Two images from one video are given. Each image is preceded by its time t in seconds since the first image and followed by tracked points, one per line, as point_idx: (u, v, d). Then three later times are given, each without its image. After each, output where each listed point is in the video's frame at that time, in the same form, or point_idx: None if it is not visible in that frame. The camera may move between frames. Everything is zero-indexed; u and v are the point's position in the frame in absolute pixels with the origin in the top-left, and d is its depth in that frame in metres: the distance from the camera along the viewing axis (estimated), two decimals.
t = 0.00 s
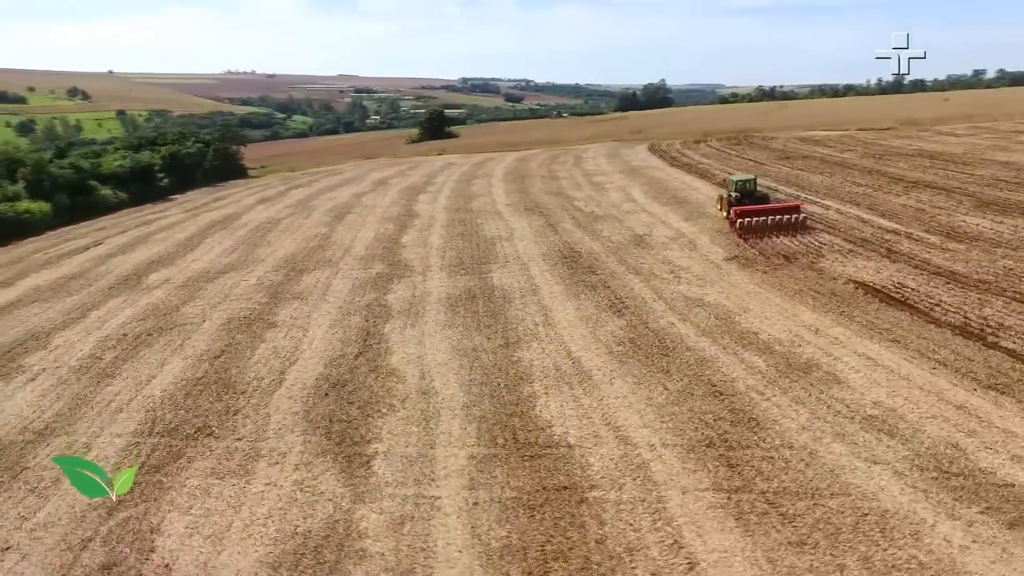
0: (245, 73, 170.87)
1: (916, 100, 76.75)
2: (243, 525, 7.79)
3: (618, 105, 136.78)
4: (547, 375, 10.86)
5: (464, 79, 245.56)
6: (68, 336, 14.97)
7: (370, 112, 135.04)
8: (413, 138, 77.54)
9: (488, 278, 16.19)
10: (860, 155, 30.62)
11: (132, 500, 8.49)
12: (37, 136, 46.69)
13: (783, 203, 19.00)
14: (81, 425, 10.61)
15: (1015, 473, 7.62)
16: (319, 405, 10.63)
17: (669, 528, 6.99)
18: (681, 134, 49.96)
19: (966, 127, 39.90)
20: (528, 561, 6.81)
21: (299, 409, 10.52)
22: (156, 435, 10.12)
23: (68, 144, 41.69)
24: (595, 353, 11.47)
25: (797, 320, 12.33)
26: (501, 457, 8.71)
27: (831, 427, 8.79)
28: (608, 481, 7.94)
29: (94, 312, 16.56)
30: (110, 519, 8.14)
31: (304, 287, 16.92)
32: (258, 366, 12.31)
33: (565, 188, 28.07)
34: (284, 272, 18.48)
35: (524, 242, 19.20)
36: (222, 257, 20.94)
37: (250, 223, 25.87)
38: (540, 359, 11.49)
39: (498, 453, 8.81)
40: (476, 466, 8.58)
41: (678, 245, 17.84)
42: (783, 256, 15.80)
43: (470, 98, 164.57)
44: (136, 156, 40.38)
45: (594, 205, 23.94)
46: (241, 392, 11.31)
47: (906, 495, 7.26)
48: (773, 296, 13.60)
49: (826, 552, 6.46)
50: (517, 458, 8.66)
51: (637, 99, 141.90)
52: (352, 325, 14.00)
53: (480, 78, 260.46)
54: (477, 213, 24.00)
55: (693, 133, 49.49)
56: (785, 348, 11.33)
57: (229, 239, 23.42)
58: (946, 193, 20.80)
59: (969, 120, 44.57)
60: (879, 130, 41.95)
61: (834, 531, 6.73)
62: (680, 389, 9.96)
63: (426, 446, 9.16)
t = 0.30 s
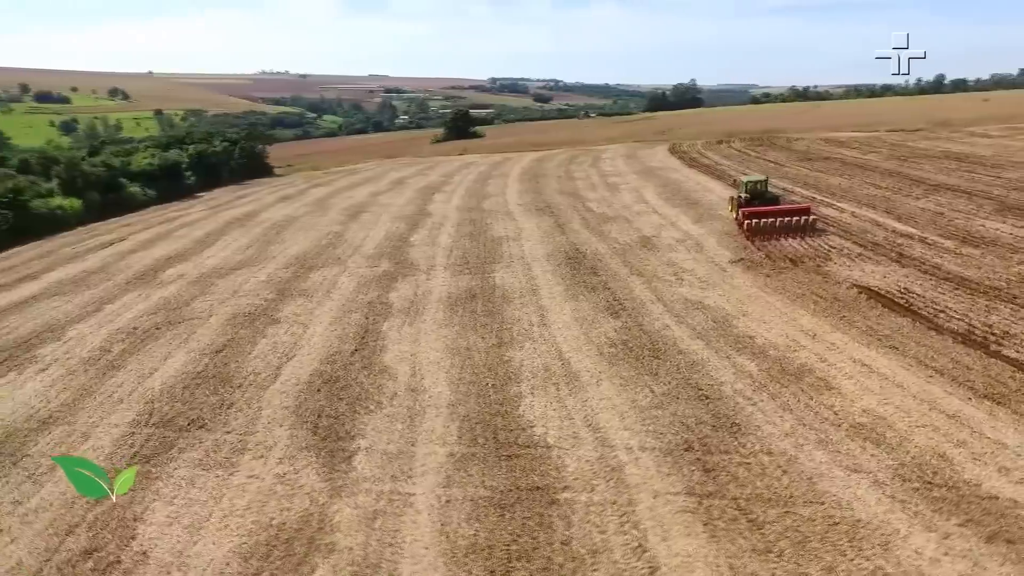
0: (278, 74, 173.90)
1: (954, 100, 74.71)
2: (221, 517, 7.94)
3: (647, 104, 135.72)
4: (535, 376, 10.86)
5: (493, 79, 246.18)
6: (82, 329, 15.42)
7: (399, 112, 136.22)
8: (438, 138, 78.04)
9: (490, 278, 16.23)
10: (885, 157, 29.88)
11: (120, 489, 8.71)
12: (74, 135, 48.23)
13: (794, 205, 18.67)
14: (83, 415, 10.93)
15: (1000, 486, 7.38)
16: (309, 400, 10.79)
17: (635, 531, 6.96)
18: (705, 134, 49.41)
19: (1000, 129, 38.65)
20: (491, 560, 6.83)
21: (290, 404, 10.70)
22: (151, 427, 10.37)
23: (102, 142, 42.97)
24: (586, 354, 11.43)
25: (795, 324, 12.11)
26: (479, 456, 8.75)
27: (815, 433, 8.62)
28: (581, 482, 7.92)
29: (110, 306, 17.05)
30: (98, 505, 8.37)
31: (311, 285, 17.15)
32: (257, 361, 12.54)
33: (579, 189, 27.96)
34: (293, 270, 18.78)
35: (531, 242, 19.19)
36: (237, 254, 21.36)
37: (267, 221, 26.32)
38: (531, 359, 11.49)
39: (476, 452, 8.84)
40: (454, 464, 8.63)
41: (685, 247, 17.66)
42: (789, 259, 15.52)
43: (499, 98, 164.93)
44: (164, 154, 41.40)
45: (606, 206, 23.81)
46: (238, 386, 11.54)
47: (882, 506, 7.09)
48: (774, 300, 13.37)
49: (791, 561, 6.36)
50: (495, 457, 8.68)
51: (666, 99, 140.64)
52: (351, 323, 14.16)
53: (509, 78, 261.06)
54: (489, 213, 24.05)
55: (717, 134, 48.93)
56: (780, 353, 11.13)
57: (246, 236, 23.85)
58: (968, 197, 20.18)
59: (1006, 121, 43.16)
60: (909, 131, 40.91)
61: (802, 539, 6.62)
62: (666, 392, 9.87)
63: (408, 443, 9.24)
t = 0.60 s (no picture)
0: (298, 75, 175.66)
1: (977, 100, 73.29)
2: (188, 514, 8.04)
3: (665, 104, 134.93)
4: (514, 377, 10.84)
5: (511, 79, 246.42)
6: (80, 325, 15.69)
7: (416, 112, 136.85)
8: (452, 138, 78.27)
9: (482, 279, 16.24)
10: (896, 158, 29.40)
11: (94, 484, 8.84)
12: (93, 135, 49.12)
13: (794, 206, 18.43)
14: (70, 410, 11.12)
15: (969, 495, 7.22)
16: (289, 398, 10.88)
17: (590, 535, 6.93)
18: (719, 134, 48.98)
19: (1020, 129, 37.83)
20: (446, 561, 6.84)
21: (270, 402, 10.80)
22: (133, 423, 10.54)
23: (119, 142, 43.79)
24: (566, 356, 11.39)
25: (781, 328, 11.95)
26: (447, 456, 8.76)
27: (787, 439, 8.50)
28: (544, 485, 7.90)
29: (110, 303, 17.34)
30: (72, 500, 8.52)
31: (306, 284, 17.30)
32: (244, 359, 12.68)
33: (583, 189, 27.86)
34: (291, 269, 18.96)
35: (527, 243, 19.17)
36: (239, 253, 21.61)
37: (272, 221, 26.59)
38: (511, 360, 11.48)
39: (445, 452, 8.85)
40: (421, 464, 8.65)
41: (680, 249, 17.53)
42: (783, 261, 15.34)
43: (516, 98, 165.03)
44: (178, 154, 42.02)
45: (607, 207, 23.71)
46: (222, 384, 11.67)
47: (843, 513, 7.00)
48: (763, 303, 13.21)
49: (743, 568, 6.30)
50: (463, 458, 8.69)
51: (684, 98, 139.70)
52: (340, 322, 14.26)
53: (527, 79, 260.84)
54: (490, 214, 24.08)
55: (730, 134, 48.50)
56: (761, 356, 10.99)
57: (250, 235, 24.13)
58: (974, 199, 19.77)
59: None
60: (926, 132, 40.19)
61: (756, 546, 6.56)
62: (641, 395, 9.80)
63: (379, 442, 9.28)
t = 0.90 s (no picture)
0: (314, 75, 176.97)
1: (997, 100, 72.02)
2: (151, 511, 8.11)
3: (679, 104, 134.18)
4: (488, 379, 10.82)
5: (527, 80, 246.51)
6: (74, 323, 15.93)
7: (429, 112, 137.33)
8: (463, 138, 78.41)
9: (470, 279, 16.23)
10: (903, 160, 28.97)
11: (65, 481, 8.95)
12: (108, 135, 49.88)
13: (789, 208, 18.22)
14: (52, 408, 11.29)
15: (931, 505, 7.08)
16: (265, 398, 10.95)
17: (542, 539, 6.90)
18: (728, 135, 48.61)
19: None
20: (397, 563, 6.85)
21: (246, 401, 10.88)
22: (111, 420, 10.68)
23: (131, 142, 44.44)
24: (543, 358, 11.35)
25: (763, 332, 11.81)
26: (412, 458, 8.77)
27: (753, 444, 8.40)
28: (503, 488, 7.87)
29: (106, 301, 17.58)
30: (41, 496, 8.65)
31: (297, 284, 17.42)
32: (227, 358, 12.79)
33: (584, 190, 27.76)
34: (285, 268, 19.10)
35: (520, 244, 19.15)
36: (237, 252, 21.81)
37: (273, 220, 26.81)
38: (488, 362, 11.46)
39: (411, 454, 8.86)
40: (386, 465, 8.66)
41: (672, 251, 17.40)
42: (773, 264, 15.18)
43: (531, 99, 165.05)
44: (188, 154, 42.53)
45: (605, 209, 23.61)
46: (202, 382, 11.78)
47: (799, 522, 6.90)
48: (748, 306, 13.08)
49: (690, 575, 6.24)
50: (427, 459, 8.68)
51: (699, 99, 138.79)
52: (326, 322, 14.33)
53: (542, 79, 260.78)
54: (487, 214, 24.09)
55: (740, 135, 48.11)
56: (739, 360, 10.87)
57: (250, 235, 24.36)
58: (977, 201, 19.41)
59: None
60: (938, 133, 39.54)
61: (707, 554, 6.49)
62: (612, 398, 9.74)
63: (348, 443, 9.31)
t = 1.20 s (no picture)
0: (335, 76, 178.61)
1: None
2: (120, 508, 8.20)
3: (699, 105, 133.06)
4: (467, 381, 10.79)
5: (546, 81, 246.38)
6: (75, 320, 16.24)
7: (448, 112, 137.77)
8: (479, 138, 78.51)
9: (463, 280, 16.21)
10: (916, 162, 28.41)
11: (43, 476, 9.11)
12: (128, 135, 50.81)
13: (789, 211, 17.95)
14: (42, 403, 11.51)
15: (896, 518, 6.91)
16: (246, 397, 11.04)
17: (496, 544, 6.87)
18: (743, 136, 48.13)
19: None
20: (351, 565, 6.86)
21: (227, 400, 10.97)
22: (95, 416, 10.85)
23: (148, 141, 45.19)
24: (524, 361, 11.30)
25: (749, 337, 11.63)
26: (380, 459, 8.77)
27: (723, 452, 8.26)
28: (465, 492, 7.84)
29: (107, 299, 17.89)
30: (16, 491, 8.80)
31: (294, 283, 17.56)
32: (215, 357, 12.93)
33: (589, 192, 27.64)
34: (284, 268, 19.27)
35: (517, 245, 19.11)
36: (240, 251, 22.05)
37: (280, 220, 27.08)
38: (469, 364, 11.44)
39: (379, 455, 8.86)
40: (354, 466, 8.68)
41: (668, 253, 17.24)
42: (768, 267, 14.97)
43: (549, 99, 164.90)
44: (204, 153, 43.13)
45: (607, 210, 23.46)
46: (188, 380, 11.91)
47: (757, 533, 6.78)
48: (737, 310, 12.89)
49: None
50: (394, 461, 8.68)
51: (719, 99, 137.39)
52: (316, 321, 14.42)
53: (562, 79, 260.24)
54: (489, 215, 24.09)
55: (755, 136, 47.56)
56: (721, 365, 10.72)
57: (255, 234, 24.61)
58: (986, 205, 18.94)
59: None
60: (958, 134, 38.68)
61: (658, 563, 6.41)
62: (587, 402, 9.66)
63: (320, 443, 9.34)
